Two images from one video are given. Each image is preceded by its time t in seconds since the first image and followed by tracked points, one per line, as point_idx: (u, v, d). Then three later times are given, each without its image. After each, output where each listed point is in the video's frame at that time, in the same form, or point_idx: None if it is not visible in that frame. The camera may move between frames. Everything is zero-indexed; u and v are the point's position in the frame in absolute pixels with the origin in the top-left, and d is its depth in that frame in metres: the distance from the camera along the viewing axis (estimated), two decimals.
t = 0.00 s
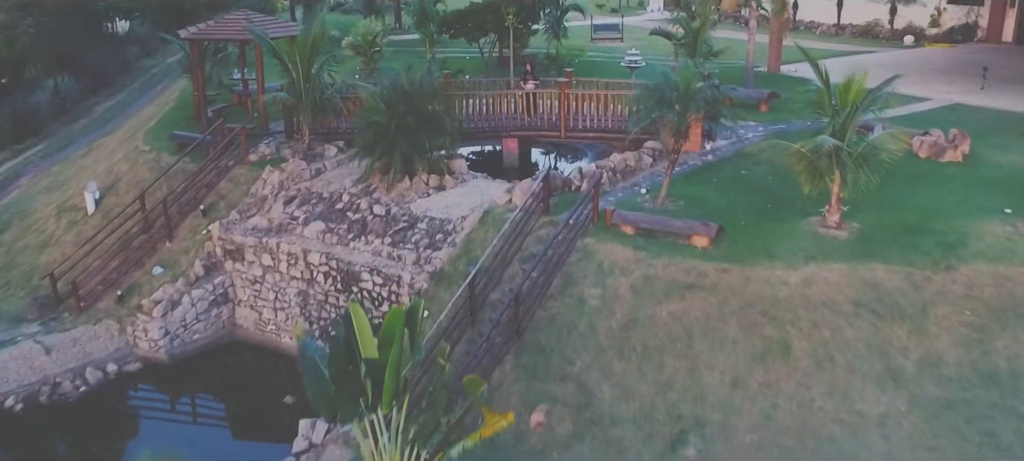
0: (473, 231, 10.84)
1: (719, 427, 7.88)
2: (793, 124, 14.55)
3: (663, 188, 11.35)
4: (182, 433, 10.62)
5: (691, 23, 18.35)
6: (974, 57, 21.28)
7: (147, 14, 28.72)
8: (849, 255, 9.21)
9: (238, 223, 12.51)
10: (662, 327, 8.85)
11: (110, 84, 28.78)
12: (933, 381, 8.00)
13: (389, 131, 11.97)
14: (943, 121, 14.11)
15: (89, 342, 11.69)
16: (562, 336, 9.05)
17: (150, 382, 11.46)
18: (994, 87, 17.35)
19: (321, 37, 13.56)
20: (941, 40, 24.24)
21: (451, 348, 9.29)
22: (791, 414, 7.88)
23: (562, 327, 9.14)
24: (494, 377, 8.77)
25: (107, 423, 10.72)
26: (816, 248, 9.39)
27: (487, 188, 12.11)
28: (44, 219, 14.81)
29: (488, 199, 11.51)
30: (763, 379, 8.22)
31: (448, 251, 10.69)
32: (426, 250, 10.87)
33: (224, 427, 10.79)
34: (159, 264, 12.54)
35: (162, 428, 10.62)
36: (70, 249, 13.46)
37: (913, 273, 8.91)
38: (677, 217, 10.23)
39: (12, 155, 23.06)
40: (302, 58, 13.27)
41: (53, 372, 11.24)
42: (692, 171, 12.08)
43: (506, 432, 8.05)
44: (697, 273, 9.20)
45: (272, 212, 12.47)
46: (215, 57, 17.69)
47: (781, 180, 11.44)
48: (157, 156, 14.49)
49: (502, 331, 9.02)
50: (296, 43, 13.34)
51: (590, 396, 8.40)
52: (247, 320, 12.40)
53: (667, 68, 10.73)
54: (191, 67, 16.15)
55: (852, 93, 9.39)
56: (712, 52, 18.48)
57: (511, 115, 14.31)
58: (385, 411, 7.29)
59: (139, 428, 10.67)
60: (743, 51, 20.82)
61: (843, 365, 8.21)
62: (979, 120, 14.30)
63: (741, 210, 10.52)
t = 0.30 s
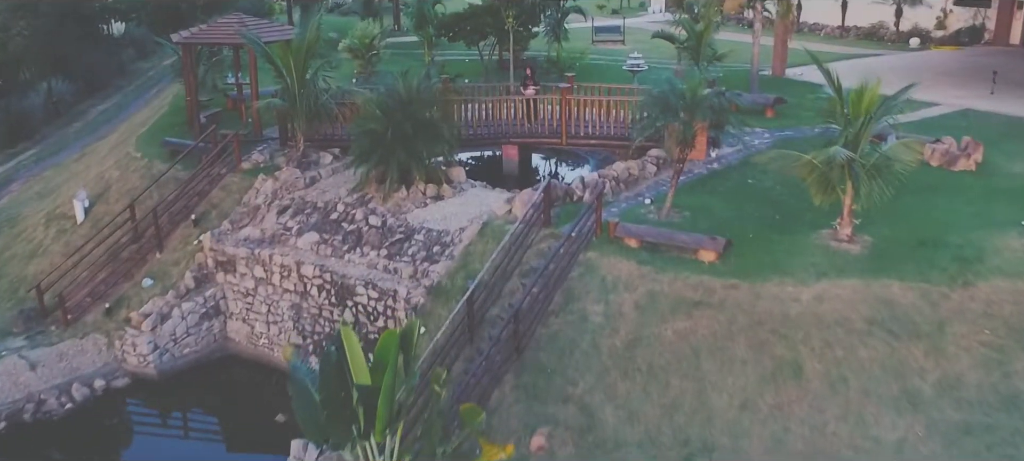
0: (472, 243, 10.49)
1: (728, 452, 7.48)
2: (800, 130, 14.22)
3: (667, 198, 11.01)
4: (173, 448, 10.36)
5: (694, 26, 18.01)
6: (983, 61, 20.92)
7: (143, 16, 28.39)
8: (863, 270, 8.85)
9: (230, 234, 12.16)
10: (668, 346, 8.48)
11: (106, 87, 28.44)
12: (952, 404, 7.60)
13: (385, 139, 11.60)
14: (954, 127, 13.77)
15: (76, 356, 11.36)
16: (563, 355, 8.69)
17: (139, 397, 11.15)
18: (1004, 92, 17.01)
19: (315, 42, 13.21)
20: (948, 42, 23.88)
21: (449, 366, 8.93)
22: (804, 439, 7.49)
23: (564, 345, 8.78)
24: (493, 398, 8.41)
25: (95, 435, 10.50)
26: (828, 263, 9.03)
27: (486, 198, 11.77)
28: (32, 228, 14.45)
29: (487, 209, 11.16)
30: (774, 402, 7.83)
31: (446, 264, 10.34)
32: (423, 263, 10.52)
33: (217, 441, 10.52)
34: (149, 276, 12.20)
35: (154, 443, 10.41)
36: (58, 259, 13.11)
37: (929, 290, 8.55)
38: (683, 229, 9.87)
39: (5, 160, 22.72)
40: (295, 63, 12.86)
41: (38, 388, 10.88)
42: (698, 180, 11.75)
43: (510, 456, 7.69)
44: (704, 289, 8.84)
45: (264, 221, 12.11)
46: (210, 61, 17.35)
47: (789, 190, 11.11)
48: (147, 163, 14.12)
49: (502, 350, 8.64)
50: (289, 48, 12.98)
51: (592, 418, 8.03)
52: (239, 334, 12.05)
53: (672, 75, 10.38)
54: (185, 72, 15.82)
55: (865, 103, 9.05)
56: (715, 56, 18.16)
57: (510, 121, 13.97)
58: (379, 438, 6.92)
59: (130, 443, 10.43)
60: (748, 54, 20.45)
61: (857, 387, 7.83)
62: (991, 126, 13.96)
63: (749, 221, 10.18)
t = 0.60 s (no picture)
0: (469, 256, 10.14)
1: None
2: (807, 137, 13.89)
3: (672, 209, 10.65)
4: None
5: (698, 29, 17.68)
6: (990, 64, 20.61)
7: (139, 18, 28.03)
8: (877, 287, 8.49)
9: (221, 245, 11.80)
10: (674, 368, 8.11)
11: (100, 90, 28.07)
12: (973, 430, 7.23)
13: (381, 148, 11.23)
14: (965, 135, 13.43)
15: (61, 372, 10.99)
16: (565, 376, 8.33)
17: (126, 414, 10.70)
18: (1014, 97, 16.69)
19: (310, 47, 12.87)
20: (954, 45, 23.58)
21: (446, 387, 8.55)
22: None
23: (566, 366, 8.42)
24: (491, 421, 8.04)
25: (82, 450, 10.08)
26: (841, 280, 8.67)
27: (485, 208, 11.42)
28: (19, 236, 14.09)
29: (486, 221, 10.80)
30: (786, 427, 7.47)
31: (443, 279, 9.98)
32: (419, 277, 10.15)
33: (210, 456, 10.03)
34: (137, 288, 11.85)
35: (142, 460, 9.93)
36: (45, 270, 12.75)
37: (947, 309, 8.20)
38: (688, 243, 9.51)
39: None
40: (289, 69, 12.55)
41: (21, 406, 10.52)
42: (703, 190, 11.39)
43: None
44: (712, 308, 8.49)
45: (256, 232, 11.76)
46: (204, 66, 16.97)
47: (797, 201, 10.76)
48: (138, 171, 13.78)
49: (502, 369, 8.28)
50: (283, 53, 12.63)
51: (596, 444, 7.67)
52: (230, 349, 11.69)
53: (678, 82, 10.01)
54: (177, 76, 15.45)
55: (878, 114, 8.68)
56: (719, 60, 17.84)
57: (510, 128, 13.60)
58: None
59: None
60: (752, 57, 20.09)
61: (873, 412, 7.47)
62: (1003, 132, 13.62)
63: (757, 234, 9.82)
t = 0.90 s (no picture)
0: (467, 273, 9.72)
1: None
2: (815, 145, 13.48)
3: (678, 224, 10.23)
4: None
5: (702, 33, 17.27)
6: (999, 68, 20.18)
7: (132, 21, 27.56)
8: (896, 310, 8.07)
9: (209, 259, 11.38)
10: (682, 395, 7.69)
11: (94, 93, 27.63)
12: None
13: (376, 159, 10.81)
14: (979, 144, 13.01)
15: (43, 392, 10.59)
16: (567, 402, 7.91)
17: (110, 435, 10.22)
18: None
19: (302, 51, 12.44)
20: (961, 49, 23.15)
21: (443, 413, 8.12)
22: None
23: (568, 391, 8.00)
24: (489, 450, 7.60)
25: None
26: (857, 301, 8.25)
27: (485, 221, 11.00)
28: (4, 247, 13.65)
29: (484, 236, 10.38)
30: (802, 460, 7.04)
31: (440, 297, 9.56)
32: (414, 295, 9.74)
33: None
34: (123, 304, 11.42)
35: None
36: (29, 283, 12.32)
37: (970, 333, 7.77)
38: (696, 261, 9.09)
39: None
40: (282, 77, 12.15)
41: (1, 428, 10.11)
42: (710, 202, 10.98)
43: None
44: (722, 331, 8.07)
45: (246, 245, 11.35)
46: (196, 71, 16.55)
47: (808, 214, 10.34)
48: (126, 180, 13.34)
49: (501, 395, 7.86)
50: (275, 59, 12.21)
51: None
52: (220, 366, 11.27)
53: (684, 91, 9.58)
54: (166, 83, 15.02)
55: (896, 126, 8.28)
56: (724, 64, 17.43)
57: (510, 136, 13.18)
58: None
59: None
60: (759, 60, 19.69)
61: (894, 444, 7.04)
62: (1018, 141, 13.20)
63: (767, 251, 9.41)
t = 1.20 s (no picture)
0: (464, 289, 9.35)
1: None
2: (823, 153, 13.13)
3: (683, 237, 9.87)
4: None
5: (706, 36, 16.92)
6: (1008, 71, 19.82)
7: (128, 23, 27.21)
8: (913, 331, 7.70)
9: (198, 272, 11.01)
10: (690, 422, 7.32)
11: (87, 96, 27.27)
12: None
13: (370, 169, 10.44)
14: (993, 152, 12.64)
15: (25, 412, 10.21)
16: (569, 429, 7.53)
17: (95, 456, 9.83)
18: None
19: (295, 57, 12.08)
20: (968, 52, 22.79)
21: (438, 439, 7.74)
22: None
23: (570, 417, 7.63)
24: None
25: None
26: (872, 321, 7.88)
27: (483, 233, 10.62)
28: None
29: (483, 250, 10.00)
30: None
31: (435, 315, 9.19)
32: (409, 313, 9.36)
33: None
34: (109, 319, 11.04)
35: None
36: (13, 296, 11.95)
37: (991, 356, 7.40)
38: (702, 278, 8.72)
39: None
40: (274, 84, 11.78)
41: None
42: (716, 213, 10.60)
43: None
44: (731, 353, 7.70)
45: (237, 258, 10.99)
46: (188, 75, 16.21)
47: (819, 227, 9.97)
48: (114, 189, 12.96)
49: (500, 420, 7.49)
50: (266, 66, 11.86)
51: None
52: (209, 383, 10.90)
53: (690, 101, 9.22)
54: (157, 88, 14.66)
55: (913, 138, 7.90)
56: (728, 69, 17.08)
57: (509, 144, 12.81)
58: None
59: None
60: (764, 63, 19.36)
61: None
62: None
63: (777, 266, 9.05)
